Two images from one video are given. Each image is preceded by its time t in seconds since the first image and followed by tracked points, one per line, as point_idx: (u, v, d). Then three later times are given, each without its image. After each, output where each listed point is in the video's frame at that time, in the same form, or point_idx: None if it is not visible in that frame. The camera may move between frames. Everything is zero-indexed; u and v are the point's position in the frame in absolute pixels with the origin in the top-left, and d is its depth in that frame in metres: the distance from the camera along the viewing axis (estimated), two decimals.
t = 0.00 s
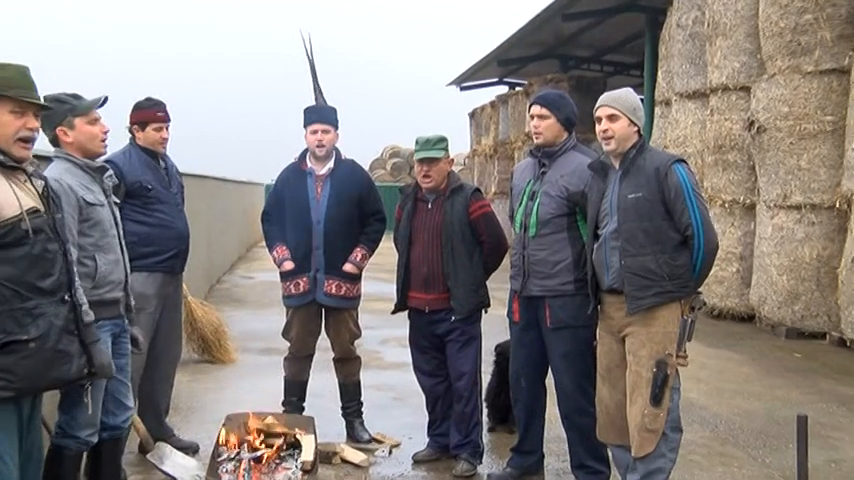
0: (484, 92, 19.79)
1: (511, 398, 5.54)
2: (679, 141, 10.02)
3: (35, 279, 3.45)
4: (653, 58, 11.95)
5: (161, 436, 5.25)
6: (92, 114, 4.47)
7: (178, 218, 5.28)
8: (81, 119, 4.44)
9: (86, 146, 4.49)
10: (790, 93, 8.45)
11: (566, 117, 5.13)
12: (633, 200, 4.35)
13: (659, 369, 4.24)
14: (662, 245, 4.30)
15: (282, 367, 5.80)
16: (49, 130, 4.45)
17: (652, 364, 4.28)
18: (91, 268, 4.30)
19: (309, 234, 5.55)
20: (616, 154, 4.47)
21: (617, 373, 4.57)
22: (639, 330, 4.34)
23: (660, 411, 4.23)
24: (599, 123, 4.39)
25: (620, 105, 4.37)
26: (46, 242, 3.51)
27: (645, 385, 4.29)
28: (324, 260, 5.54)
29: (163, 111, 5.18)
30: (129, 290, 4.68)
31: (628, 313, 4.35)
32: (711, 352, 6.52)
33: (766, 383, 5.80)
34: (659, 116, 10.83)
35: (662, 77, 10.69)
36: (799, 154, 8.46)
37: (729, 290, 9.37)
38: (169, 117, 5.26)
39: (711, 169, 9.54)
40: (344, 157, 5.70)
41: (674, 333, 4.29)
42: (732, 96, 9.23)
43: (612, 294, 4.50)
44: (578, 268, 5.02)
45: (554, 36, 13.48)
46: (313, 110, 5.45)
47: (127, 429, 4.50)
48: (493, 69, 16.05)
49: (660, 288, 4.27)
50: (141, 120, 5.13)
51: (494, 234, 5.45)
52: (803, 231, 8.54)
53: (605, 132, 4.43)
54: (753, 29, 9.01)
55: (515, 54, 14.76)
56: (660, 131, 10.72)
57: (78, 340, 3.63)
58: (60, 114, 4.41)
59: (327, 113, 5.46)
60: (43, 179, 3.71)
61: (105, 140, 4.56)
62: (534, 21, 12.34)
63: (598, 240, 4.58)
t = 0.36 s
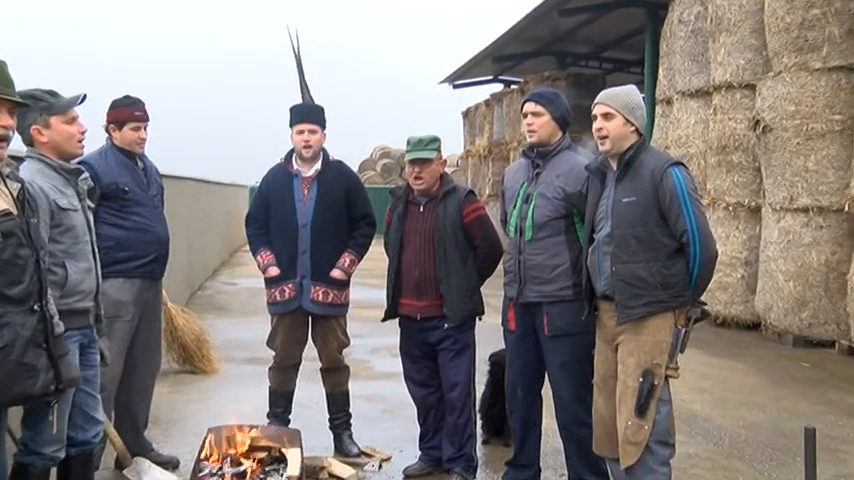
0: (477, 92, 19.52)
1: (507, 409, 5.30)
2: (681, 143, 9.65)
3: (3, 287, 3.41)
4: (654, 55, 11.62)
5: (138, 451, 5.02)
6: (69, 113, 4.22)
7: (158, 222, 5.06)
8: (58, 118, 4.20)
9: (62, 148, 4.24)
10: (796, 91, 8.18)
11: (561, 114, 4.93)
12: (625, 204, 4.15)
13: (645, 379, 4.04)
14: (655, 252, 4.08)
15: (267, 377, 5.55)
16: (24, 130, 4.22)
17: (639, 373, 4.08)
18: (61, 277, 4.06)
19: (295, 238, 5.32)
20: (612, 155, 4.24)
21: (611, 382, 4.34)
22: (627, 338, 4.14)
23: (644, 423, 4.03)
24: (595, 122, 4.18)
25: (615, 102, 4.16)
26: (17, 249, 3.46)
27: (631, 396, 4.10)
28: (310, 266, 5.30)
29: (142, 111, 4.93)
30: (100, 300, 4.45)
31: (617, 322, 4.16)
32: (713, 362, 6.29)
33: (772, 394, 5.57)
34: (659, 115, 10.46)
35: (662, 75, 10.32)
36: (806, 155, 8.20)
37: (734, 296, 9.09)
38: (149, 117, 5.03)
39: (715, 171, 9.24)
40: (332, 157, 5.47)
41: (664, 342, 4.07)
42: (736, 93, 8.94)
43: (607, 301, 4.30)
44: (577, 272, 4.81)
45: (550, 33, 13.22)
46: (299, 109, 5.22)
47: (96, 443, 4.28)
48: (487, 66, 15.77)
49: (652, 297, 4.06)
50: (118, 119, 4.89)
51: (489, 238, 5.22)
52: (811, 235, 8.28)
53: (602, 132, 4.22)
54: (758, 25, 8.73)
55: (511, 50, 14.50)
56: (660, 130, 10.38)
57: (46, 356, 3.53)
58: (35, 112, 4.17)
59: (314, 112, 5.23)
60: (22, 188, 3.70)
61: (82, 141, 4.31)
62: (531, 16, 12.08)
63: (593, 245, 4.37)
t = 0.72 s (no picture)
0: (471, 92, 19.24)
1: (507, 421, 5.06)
2: (684, 143, 9.39)
3: None
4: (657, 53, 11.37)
5: (116, 467, 4.79)
6: (44, 114, 3.98)
7: (137, 226, 4.82)
8: (31, 119, 3.95)
9: (36, 151, 3.99)
10: (804, 89, 7.96)
11: (552, 113, 4.75)
12: (614, 205, 4.07)
13: (637, 396, 3.95)
14: (642, 258, 3.99)
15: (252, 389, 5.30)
16: None
17: (630, 391, 3.98)
18: (31, 286, 3.82)
19: (282, 243, 5.09)
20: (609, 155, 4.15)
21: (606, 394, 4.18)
22: (619, 354, 4.05)
23: (641, 444, 3.92)
24: (590, 117, 4.14)
25: (612, 98, 4.08)
26: None
27: (626, 415, 4.00)
28: (298, 272, 5.07)
29: (120, 108, 4.74)
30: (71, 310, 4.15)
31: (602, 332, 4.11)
32: (718, 372, 6.07)
33: (780, 405, 5.35)
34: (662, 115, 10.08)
35: (666, 72, 9.94)
36: (815, 156, 7.97)
37: (741, 303, 8.82)
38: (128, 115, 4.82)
39: (721, 173, 8.93)
40: (320, 158, 5.23)
41: (657, 356, 3.96)
42: (742, 93, 8.69)
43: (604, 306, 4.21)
44: (578, 277, 4.59)
45: (547, 29, 12.97)
46: (286, 107, 4.99)
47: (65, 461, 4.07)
48: (483, 64, 15.52)
49: (637, 306, 3.98)
50: (94, 117, 4.68)
51: (485, 242, 5.00)
52: (820, 239, 8.04)
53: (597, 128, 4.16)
54: (766, 20, 8.50)
55: (507, 47, 14.24)
56: (664, 131, 10.02)
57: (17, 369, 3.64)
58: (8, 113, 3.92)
59: (302, 111, 5.00)
60: None
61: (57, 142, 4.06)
62: (529, 10, 11.84)
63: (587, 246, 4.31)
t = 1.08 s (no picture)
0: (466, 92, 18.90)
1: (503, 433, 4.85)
2: (687, 144, 8.67)
3: None
4: (659, 48, 10.72)
5: None
6: (13, 114, 3.75)
7: (115, 231, 4.59)
8: (1, 118, 3.73)
9: (6, 152, 3.74)
10: (814, 87, 7.33)
11: (546, 114, 4.53)
12: (603, 210, 3.86)
13: (633, 413, 3.74)
14: (633, 265, 3.77)
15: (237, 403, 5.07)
16: None
17: (627, 408, 3.77)
18: (10, 294, 3.65)
19: (268, 249, 4.86)
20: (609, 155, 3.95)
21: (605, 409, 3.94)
22: (614, 368, 3.83)
23: (640, 463, 3.72)
24: (589, 115, 3.95)
25: (610, 94, 3.89)
26: None
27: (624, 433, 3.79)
28: (285, 279, 4.85)
29: (97, 108, 4.53)
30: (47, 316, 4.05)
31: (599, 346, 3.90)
32: (725, 383, 5.84)
33: (790, 418, 5.13)
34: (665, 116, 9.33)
35: (668, 70, 9.26)
36: (825, 158, 7.34)
37: (747, 311, 8.14)
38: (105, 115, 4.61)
39: (725, 175, 8.23)
40: (310, 161, 5.01)
41: (653, 370, 3.75)
42: (747, 91, 7.99)
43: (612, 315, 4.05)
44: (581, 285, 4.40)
45: (544, 26, 12.69)
46: (277, 106, 4.79)
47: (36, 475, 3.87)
48: (478, 62, 15.23)
49: (629, 316, 3.76)
50: (71, 117, 4.48)
51: (482, 248, 4.82)
52: (830, 245, 7.40)
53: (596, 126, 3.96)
54: (773, 14, 7.82)
55: (504, 44, 13.92)
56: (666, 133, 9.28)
57: None
58: None
59: (292, 111, 4.80)
60: None
61: (26, 143, 3.83)
62: (526, 5, 11.56)
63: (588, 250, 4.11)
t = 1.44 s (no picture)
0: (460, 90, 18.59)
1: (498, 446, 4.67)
2: (692, 144, 8.36)
3: None
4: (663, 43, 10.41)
5: None
6: None
7: (92, 235, 4.37)
8: None
9: None
10: (824, 85, 7.06)
11: (553, 112, 4.37)
12: (606, 218, 3.65)
13: (645, 428, 3.52)
14: (638, 276, 3.56)
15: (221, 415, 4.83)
16: None
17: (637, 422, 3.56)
18: None
19: (255, 254, 4.62)
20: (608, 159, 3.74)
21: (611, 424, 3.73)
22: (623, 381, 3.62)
23: None
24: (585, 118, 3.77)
25: (603, 94, 3.70)
26: None
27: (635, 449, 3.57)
28: (273, 285, 4.62)
29: (73, 104, 4.30)
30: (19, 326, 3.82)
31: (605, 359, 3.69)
32: (731, 394, 5.64)
33: (799, 431, 4.92)
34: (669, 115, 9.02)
35: (672, 67, 8.93)
36: (836, 158, 7.07)
37: (754, 320, 7.85)
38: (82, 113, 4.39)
39: (732, 176, 7.96)
40: (299, 161, 4.76)
41: (664, 381, 3.54)
42: (755, 88, 7.72)
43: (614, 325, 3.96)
44: (577, 293, 4.25)
45: (540, 23, 12.44)
46: (268, 104, 4.55)
47: None
48: (473, 60, 14.96)
49: (636, 330, 3.55)
50: (45, 115, 4.24)
51: (477, 253, 4.62)
52: (841, 249, 7.12)
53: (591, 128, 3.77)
54: (781, 9, 7.60)
55: (500, 39, 13.63)
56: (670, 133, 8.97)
57: None
58: None
59: (283, 109, 4.57)
60: None
61: None
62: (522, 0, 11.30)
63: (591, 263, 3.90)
